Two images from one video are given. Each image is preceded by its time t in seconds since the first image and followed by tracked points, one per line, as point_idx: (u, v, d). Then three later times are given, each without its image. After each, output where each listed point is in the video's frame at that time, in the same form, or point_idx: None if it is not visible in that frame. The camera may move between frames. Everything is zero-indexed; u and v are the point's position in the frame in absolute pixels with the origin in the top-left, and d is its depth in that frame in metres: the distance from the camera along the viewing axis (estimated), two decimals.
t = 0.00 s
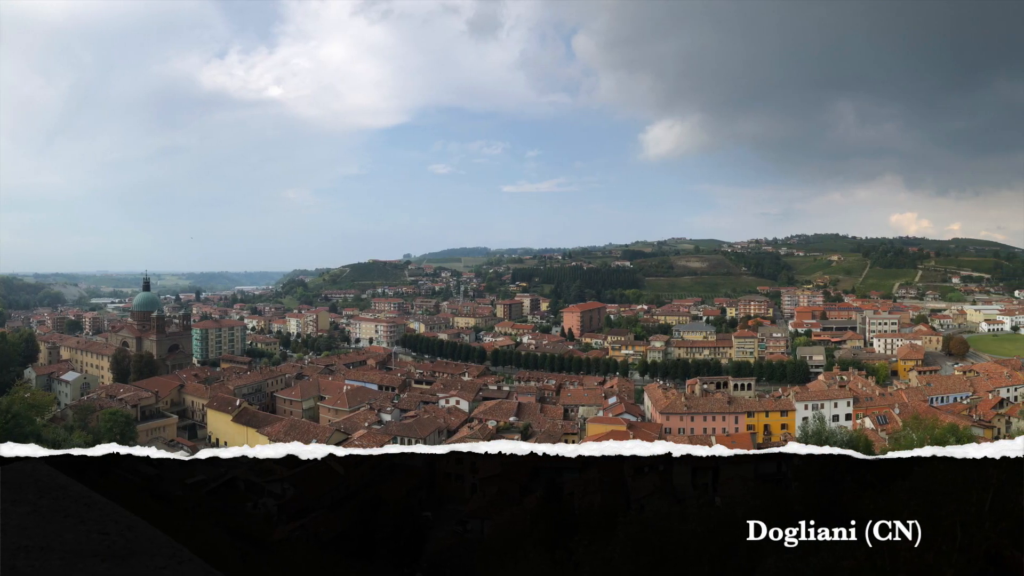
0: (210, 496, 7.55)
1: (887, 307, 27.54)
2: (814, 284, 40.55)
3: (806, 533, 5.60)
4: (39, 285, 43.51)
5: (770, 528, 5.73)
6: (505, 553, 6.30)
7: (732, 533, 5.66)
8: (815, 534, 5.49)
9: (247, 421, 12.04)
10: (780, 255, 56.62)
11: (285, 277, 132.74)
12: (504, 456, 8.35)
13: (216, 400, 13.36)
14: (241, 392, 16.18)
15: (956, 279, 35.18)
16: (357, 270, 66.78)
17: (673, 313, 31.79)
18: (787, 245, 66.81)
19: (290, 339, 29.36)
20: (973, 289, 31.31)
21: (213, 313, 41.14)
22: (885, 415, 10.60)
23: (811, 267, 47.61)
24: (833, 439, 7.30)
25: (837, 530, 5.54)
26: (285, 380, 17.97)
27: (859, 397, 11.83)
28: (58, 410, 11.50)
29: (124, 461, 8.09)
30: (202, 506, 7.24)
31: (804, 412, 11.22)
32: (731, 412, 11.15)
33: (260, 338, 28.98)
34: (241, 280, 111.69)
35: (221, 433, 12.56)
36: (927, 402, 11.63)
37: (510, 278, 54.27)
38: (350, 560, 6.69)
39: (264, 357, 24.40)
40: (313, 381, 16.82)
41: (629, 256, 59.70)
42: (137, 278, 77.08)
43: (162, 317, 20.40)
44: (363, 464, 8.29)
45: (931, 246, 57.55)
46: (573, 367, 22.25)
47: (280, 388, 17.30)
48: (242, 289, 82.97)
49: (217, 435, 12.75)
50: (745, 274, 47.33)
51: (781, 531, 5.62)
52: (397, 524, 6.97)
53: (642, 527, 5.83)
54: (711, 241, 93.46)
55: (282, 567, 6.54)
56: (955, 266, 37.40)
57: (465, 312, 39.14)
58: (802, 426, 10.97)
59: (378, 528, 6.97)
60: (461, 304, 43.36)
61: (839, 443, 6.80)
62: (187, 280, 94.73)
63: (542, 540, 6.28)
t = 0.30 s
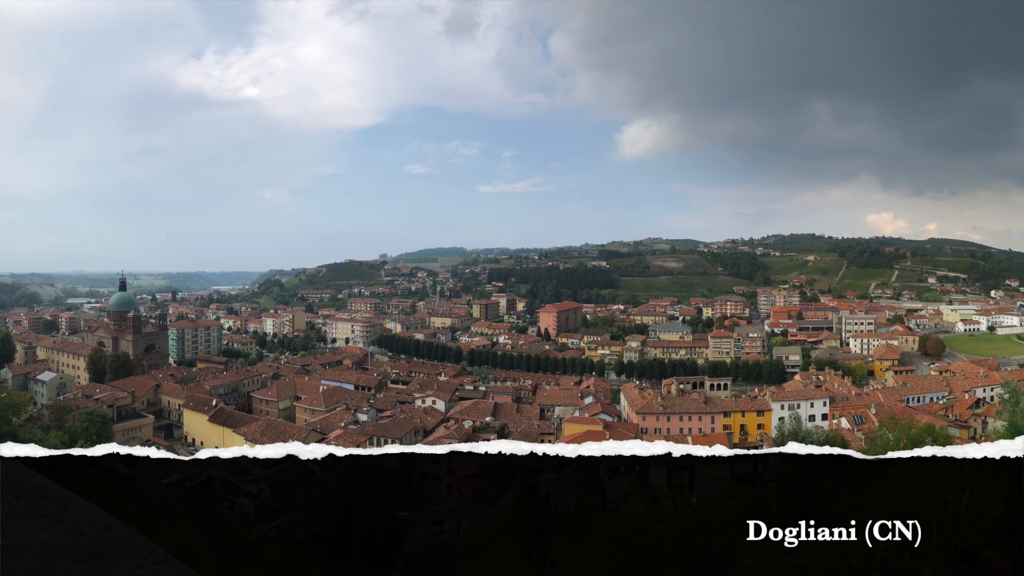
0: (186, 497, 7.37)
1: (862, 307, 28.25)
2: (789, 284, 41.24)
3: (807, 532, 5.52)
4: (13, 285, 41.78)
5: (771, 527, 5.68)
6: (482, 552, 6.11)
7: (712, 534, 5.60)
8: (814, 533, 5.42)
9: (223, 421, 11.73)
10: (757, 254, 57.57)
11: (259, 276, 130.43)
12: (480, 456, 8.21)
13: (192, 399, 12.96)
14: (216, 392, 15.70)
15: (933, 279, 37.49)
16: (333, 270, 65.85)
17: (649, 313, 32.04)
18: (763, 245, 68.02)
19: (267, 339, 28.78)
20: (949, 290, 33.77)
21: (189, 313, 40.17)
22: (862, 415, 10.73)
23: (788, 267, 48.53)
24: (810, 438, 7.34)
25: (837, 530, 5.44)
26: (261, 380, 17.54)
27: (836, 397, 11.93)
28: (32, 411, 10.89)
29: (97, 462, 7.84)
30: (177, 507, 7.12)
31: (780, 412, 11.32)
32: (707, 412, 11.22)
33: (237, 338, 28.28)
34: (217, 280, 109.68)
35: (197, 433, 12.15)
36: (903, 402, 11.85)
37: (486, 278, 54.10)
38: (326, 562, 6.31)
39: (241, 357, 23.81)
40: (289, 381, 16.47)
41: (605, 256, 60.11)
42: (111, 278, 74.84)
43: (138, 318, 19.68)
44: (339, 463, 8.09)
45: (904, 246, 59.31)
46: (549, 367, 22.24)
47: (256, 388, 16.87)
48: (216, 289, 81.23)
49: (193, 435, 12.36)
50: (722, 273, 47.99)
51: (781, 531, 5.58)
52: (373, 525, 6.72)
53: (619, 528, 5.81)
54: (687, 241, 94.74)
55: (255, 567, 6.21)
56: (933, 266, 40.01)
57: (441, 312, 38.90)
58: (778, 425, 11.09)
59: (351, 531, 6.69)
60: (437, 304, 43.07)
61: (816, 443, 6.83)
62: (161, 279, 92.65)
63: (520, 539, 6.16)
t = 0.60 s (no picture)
0: (161, 496, 7.21)
1: (838, 307, 28.83)
2: (766, 284, 41.95)
3: (807, 533, 5.46)
4: None
5: (771, 528, 5.67)
6: (456, 553, 6.01)
7: (687, 535, 5.61)
8: (816, 533, 5.36)
9: (200, 421, 11.52)
10: (732, 254, 58.43)
11: (230, 276, 127.86)
12: (451, 455, 8.05)
13: (168, 399, 12.57)
14: (193, 392, 15.21)
15: (911, 279, 39.36)
16: (309, 270, 64.83)
17: (626, 313, 32.22)
18: (739, 245, 69.08)
19: (242, 339, 28.16)
20: (926, 290, 35.51)
21: (165, 313, 39.22)
22: (838, 415, 10.81)
23: (763, 267, 49.35)
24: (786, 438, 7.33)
25: (837, 530, 5.38)
26: (237, 380, 17.15)
27: (812, 397, 11.99)
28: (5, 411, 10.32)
29: (73, 461, 7.48)
30: (154, 506, 6.86)
31: (756, 412, 11.40)
32: (683, 412, 11.29)
33: (213, 339, 27.57)
34: (191, 280, 107.71)
35: (172, 432, 11.86)
36: (879, 402, 12.08)
37: (462, 278, 53.88)
38: (303, 555, 6.39)
39: (217, 357, 23.19)
40: (265, 381, 16.12)
41: (582, 256, 60.36)
42: (89, 278, 73.23)
43: (114, 318, 18.93)
44: (314, 463, 8.00)
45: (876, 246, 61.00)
46: (524, 368, 22.17)
47: (232, 388, 16.44)
48: (186, 290, 79.26)
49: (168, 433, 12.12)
50: (698, 274, 48.57)
51: (782, 531, 5.54)
52: (348, 524, 6.68)
53: (595, 526, 5.76)
54: (662, 241, 95.82)
55: (232, 568, 6.16)
56: (909, 266, 41.41)
57: (417, 312, 38.58)
58: (754, 425, 11.19)
59: (327, 532, 6.58)
60: (413, 304, 42.68)
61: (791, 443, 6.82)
62: (131, 279, 90.33)
63: (496, 538, 6.08)
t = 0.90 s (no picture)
0: (136, 497, 7.07)
1: (814, 307, 29.35)
2: (743, 284, 42.54)
3: (807, 532, 5.40)
4: None
5: (771, 528, 5.60)
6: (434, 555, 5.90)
7: (665, 536, 5.61)
8: (815, 533, 5.28)
9: (176, 420, 11.19)
10: (708, 254, 59.21)
11: (201, 274, 125.12)
12: (439, 455, 7.96)
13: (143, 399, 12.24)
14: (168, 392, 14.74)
15: (886, 279, 40.54)
16: (284, 270, 63.75)
17: (602, 313, 32.37)
18: (714, 245, 69.98)
19: (218, 339, 27.43)
20: (902, 290, 36.50)
21: (140, 313, 38.29)
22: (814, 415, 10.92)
23: (739, 267, 50.06)
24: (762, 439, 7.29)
25: (837, 530, 5.27)
26: (213, 380, 16.76)
27: (787, 397, 12.09)
28: None
29: (52, 462, 7.43)
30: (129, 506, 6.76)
31: (732, 412, 11.46)
32: (659, 412, 11.36)
33: (189, 338, 26.88)
34: (158, 279, 104.79)
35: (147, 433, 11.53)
36: (857, 402, 12.29)
37: (438, 277, 53.52)
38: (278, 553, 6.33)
39: (194, 357, 22.62)
40: (242, 381, 15.78)
41: (558, 256, 60.48)
42: (56, 277, 70.93)
43: (90, 317, 18.34)
44: (292, 462, 7.76)
45: (848, 246, 62.48)
46: (500, 368, 22.06)
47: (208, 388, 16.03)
48: (156, 290, 77.28)
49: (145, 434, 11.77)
50: (674, 273, 49.09)
51: (781, 531, 5.47)
52: (325, 524, 6.58)
53: (570, 525, 5.73)
54: (638, 241, 96.67)
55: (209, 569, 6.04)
56: (885, 266, 42.61)
57: (394, 312, 38.19)
58: (730, 425, 11.27)
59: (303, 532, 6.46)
60: (390, 304, 42.27)
61: (767, 443, 6.82)
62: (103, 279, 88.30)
63: (472, 540, 5.97)
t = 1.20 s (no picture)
0: (114, 496, 6.68)
1: (789, 307, 29.89)
2: (719, 284, 43.13)
3: (807, 533, 5.26)
4: None
5: (771, 528, 5.55)
6: (411, 556, 5.77)
7: (638, 537, 5.57)
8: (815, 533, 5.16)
9: (151, 421, 10.55)
10: (684, 254, 59.95)
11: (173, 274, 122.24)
12: (439, 455, 7.80)
13: (119, 399, 11.51)
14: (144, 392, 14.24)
15: (862, 279, 41.62)
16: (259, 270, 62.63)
17: (578, 313, 32.49)
18: (690, 245, 70.89)
19: (194, 339, 27.24)
20: (877, 290, 37.50)
21: (114, 313, 37.27)
22: (789, 415, 11.07)
23: (714, 267, 50.78)
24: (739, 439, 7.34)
25: (837, 530, 5.19)
26: (190, 379, 15.94)
27: (763, 397, 12.23)
28: None
29: (26, 461, 7.09)
30: (105, 506, 6.42)
31: (708, 412, 11.56)
32: (635, 412, 11.43)
33: (166, 339, 26.20)
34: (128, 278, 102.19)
35: (122, 433, 10.84)
36: (832, 402, 12.51)
37: (414, 277, 53.10)
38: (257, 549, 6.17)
39: (171, 358, 22.30)
40: (218, 380, 15.26)
41: (534, 256, 60.62)
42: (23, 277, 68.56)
43: (66, 316, 17.63)
44: (268, 462, 7.50)
45: (823, 246, 63.87)
46: (476, 367, 21.94)
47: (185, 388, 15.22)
48: (126, 290, 75.35)
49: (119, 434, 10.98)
50: (649, 273, 49.64)
51: (780, 530, 5.41)
52: (300, 523, 6.43)
53: (546, 525, 5.67)
54: (614, 241, 97.37)
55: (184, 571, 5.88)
56: (860, 267, 43.93)
57: (369, 312, 37.77)
58: (706, 425, 11.36)
59: (281, 533, 6.29)
60: (366, 304, 41.77)
61: (746, 442, 6.84)
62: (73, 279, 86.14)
63: (447, 541, 5.84)
